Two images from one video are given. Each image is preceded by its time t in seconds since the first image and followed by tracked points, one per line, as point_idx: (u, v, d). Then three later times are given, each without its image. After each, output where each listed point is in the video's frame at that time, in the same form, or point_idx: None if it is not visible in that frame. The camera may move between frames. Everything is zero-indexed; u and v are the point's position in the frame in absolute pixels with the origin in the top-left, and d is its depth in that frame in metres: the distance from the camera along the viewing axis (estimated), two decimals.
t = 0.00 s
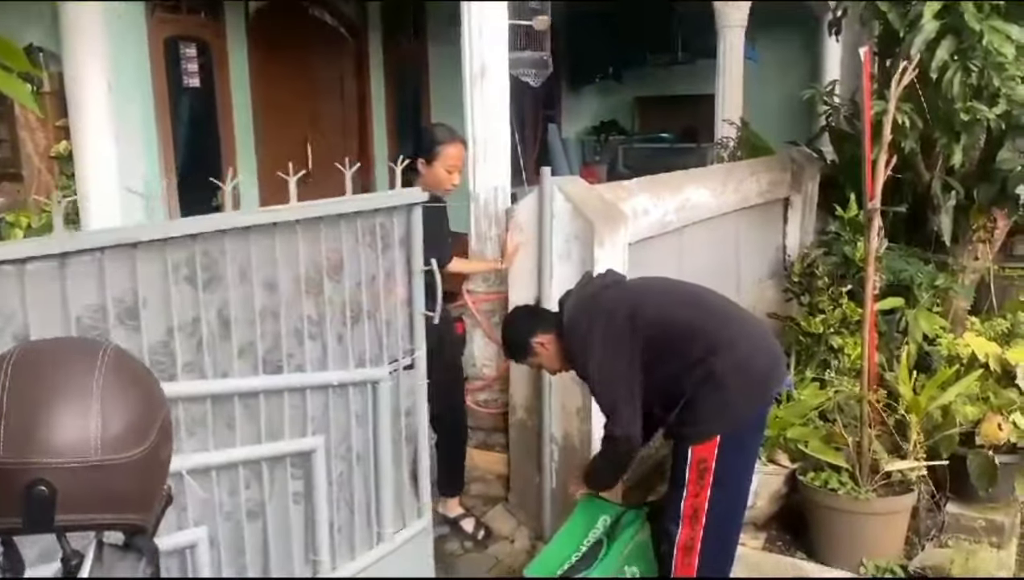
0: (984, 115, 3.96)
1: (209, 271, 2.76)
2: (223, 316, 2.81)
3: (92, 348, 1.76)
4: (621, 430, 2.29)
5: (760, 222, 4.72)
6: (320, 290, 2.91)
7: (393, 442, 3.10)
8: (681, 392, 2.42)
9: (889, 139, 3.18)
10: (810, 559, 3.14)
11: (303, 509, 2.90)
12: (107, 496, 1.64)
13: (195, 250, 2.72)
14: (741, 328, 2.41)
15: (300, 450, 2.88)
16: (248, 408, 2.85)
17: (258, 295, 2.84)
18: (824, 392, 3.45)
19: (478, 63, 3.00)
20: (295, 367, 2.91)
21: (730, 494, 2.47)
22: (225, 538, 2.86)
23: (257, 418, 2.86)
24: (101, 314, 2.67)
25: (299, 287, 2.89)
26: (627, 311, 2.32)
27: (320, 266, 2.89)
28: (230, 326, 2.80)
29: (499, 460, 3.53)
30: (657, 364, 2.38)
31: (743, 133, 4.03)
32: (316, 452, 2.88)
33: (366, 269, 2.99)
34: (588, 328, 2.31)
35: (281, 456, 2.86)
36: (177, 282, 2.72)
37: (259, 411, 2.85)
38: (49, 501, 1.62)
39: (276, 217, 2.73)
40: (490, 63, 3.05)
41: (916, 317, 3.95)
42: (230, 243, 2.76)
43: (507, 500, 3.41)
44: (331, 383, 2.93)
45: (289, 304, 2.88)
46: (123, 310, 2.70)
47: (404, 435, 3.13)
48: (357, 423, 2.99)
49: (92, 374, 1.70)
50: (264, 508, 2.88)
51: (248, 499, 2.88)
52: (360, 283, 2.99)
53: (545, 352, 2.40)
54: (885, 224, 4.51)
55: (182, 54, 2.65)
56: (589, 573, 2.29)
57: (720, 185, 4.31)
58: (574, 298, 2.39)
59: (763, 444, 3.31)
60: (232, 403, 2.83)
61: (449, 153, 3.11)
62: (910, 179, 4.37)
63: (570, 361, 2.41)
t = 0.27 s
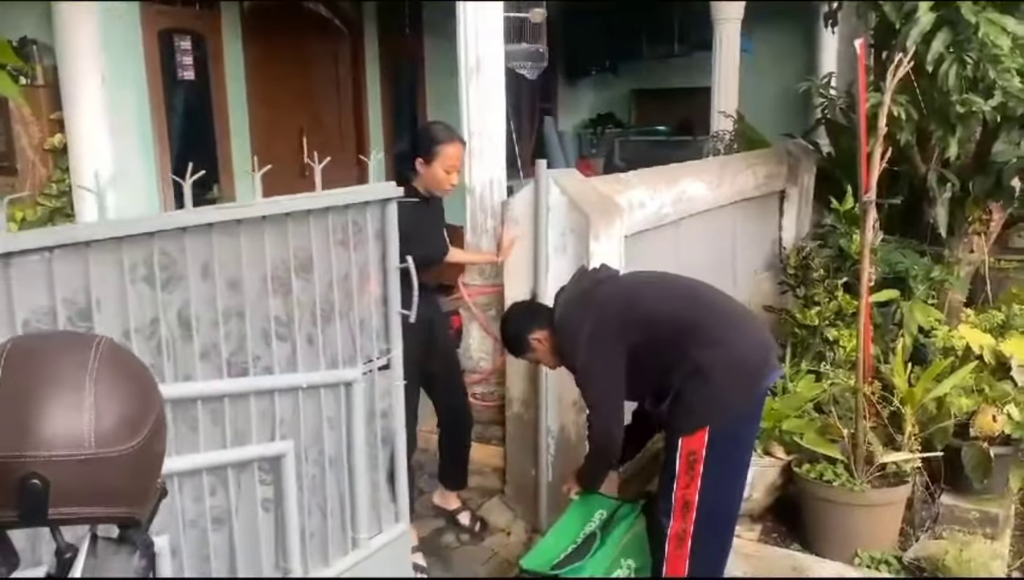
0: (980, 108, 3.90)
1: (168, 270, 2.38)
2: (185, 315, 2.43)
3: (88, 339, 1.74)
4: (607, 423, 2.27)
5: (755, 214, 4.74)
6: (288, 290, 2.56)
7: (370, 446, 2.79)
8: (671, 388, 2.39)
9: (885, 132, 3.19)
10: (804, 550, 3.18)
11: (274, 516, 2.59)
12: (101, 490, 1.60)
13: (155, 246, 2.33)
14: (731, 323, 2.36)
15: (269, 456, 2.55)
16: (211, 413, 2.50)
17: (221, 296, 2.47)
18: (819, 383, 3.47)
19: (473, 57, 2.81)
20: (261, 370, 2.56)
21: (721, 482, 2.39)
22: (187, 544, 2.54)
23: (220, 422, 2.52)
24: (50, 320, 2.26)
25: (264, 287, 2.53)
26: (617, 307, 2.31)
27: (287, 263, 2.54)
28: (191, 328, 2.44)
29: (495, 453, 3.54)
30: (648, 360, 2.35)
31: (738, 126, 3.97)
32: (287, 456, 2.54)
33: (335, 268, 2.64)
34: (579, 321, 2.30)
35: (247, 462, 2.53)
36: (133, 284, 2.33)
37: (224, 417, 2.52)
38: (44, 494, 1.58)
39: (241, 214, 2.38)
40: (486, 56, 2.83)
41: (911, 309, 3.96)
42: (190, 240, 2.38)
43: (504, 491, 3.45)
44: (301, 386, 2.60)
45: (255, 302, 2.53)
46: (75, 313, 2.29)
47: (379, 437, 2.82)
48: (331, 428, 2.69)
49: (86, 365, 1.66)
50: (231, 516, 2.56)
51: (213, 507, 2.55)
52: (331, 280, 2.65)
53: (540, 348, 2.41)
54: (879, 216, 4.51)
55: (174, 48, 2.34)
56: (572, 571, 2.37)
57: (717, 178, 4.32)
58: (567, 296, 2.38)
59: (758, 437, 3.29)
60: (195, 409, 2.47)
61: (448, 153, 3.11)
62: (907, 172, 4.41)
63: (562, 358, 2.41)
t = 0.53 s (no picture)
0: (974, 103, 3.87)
1: (144, 269, 2.10)
2: (161, 315, 2.14)
3: (80, 336, 1.73)
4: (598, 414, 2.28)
5: (751, 209, 4.75)
6: (269, 288, 2.25)
7: (356, 456, 2.51)
8: (663, 382, 2.38)
9: (880, 126, 3.17)
10: (799, 544, 3.19)
11: (256, 519, 2.23)
12: (93, 486, 1.59)
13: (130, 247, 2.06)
14: (723, 318, 2.36)
15: (250, 457, 2.21)
16: (189, 416, 2.19)
17: (199, 294, 2.16)
18: (814, 378, 3.48)
19: (468, 52, 3.51)
20: (239, 371, 2.25)
21: (712, 476, 2.37)
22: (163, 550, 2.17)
23: (199, 424, 2.20)
24: (18, 321, 2.01)
25: (244, 288, 2.22)
26: (609, 299, 2.31)
27: (269, 258, 2.24)
28: (168, 328, 2.14)
29: (490, 449, 3.55)
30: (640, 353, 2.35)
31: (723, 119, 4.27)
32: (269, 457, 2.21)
33: (318, 265, 2.32)
34: (573, 314, 2.31)
35: (228, 464, 2.19)
36: (106, 284, 2.06)
37: (204, 419, 2.20)
38: (39, 490, 1.56)
39: (226, 209, 2.11)
40: (481, 52, 3.51)
41: (906, 304, 3.97)
42: (168, 238, 2.10)
43: (499, 487, 3.44)
44: (283, 385, 2.27)
45: (234, 302, 2.21)
46: (45, 314, 2.03)
47: (363, 438, 2.52)
48: (315, 431, 2.35)
49: (78, 360, 1.66)
50: (213, 520, 2.20)
51: (193, 510, 2.19)
52: (313, 279, 2.32)
53: (537, 340, 2.43)
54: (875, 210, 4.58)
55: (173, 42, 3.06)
56: (567, 559, 2.42)
57: (712, 173, 4.32)
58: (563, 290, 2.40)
59: (753, 432, 3.31)
60: (173, 410, 2.16)
61: (448, 152, 2.62)
62: (902, 167, 4.47)
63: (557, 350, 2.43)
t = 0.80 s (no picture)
0: (968, 101, 3.88)
1: (140, 268, 2.08)
2: (156, 314, 2.12)
3: (77, 335, 1.73)
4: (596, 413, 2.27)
5: (747, 208, 4.76)
6: (265, 287, 2.25)
7: (351, 456, 2.51)
8: (658, 381, 2.39)
9: (875, 125, 3.18)
10: (796, 542, 3.19)
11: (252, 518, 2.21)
12: (91, 486, 1.59)
13: (125, 247, 2.04)
14: (718, 317, 2.36)
15: (246, 457, 2.17)
16: (183, 416, 2.17)
17: (194, 293, 2.16)
18: (810, 376, 3.50)
19: (465, 51, 3.50)
20: (235, 371, 2.24)
21: (710, 476, 2.38)
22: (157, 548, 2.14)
23: (194, 424, 2.18)
24: (13, 320, 1.98)
25: (240, 288, 2.22)
26: (606, 300, 2.31)
27: (264, 259, 2.24)
28: (163, 328, 2.12)
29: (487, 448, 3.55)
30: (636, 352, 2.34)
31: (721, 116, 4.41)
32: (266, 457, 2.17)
33: (313, 265, 2.32)
34: (569, 314, 2.30)
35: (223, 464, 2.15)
36: (101, 283, 2.03)
37: (200, 419, 2.18)
38: (34, 489, 1.56)
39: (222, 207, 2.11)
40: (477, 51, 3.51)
41: (902, 302, 3.99)
42: (163, 237, 2.09)
43: (496, 485, 3.44)
44: (280, 385, 2.27)
45: (229, 301, 2.21)
46: (40, 314, 2.00)
47: (359, 439, 2.52)
48: (311, 431, 2.35)
49: (75, 358, 1.65)
50: (209, 520, 2.18)
51: (187, 511, 2.16)
52: (308, 278, 2.32)
53: (534, 338, 2.42)
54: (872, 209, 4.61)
55: (168, 41, 3.46)
56: (567, 566, 2.38)
57: (709, 172, 4.32)
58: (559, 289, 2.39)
59: (749, 429, 3.30)
60: (169, 410, 2.14)
61: (435, 147, 2.48)
62: (897, 165, 4.49)
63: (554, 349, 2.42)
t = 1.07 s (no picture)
0: (966, 102, 3.90)
1: (138, 271, 2.08)
2: (155, 318, 2.12)
3: (76, 337, 1.73)
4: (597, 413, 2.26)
5: (745, 210, 4.76)
6: (264, 290, 2.25)
7: (351, 461, 2.50)
8: (657, 380, 2.39)
9: (873, 126, 3.18)
10: (795, 544, 3.19)
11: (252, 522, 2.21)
12: (91, 487, 1.59)
13: (124, 250, 2.05)
14: (718, 316, 2.36)
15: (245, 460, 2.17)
16: (183, 420, 2.17)
17: (192, 297, 2.16)
18: (809, 378, 3.51)
19: (463, 53, 3.50)
20: (235, 374, 2.24)
21: (708, 474, 2.39)
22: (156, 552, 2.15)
23: (194, 428, 2.18)
24: (11, 323, 1.98)
25: (238, 290, 2.22)
26: (607, 299, 2.31)
27: (263, 262, 2.24)
28: (162, 331, 2.12)
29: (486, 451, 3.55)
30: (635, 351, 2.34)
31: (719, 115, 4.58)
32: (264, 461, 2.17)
33: (312, 268, 2.32)
34: (567, 314, 2.30)
35: (223, 467, 2.15)
36: (99, 286, 2.04)
37: (199, 422, 2.18)
38: (33, 491, 1.56)
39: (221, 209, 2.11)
40: (476, 54, 3.51)
41: (899, 304, 3.99)
42: (162, 240, 2.09)
43: (495, 488, 3.43)
44: (279, 388, 2.26)
45: (228, 304, 2.21)
46: (38, 317, 2.00)
47: (358, 442, 2.52)
48: (310, 434, 2.35)
49: (73, 360, 1.66)
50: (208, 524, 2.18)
51: (186, 514, 2.17)
52: (307, 281, 2.32)
53: (530, 334, 2.42)
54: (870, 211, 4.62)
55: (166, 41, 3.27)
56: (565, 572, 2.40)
57: (707, 173, 4.32)
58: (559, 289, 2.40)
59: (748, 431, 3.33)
60: (167, 413, 2.14)
61: (403, 147, 2.77)
62: (895, 167, 4.48)
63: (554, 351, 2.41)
